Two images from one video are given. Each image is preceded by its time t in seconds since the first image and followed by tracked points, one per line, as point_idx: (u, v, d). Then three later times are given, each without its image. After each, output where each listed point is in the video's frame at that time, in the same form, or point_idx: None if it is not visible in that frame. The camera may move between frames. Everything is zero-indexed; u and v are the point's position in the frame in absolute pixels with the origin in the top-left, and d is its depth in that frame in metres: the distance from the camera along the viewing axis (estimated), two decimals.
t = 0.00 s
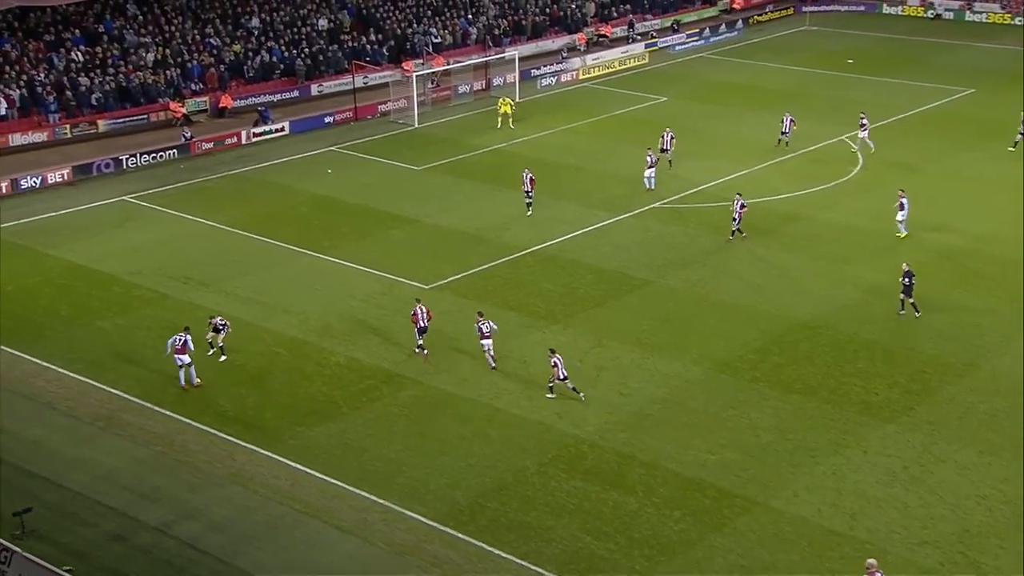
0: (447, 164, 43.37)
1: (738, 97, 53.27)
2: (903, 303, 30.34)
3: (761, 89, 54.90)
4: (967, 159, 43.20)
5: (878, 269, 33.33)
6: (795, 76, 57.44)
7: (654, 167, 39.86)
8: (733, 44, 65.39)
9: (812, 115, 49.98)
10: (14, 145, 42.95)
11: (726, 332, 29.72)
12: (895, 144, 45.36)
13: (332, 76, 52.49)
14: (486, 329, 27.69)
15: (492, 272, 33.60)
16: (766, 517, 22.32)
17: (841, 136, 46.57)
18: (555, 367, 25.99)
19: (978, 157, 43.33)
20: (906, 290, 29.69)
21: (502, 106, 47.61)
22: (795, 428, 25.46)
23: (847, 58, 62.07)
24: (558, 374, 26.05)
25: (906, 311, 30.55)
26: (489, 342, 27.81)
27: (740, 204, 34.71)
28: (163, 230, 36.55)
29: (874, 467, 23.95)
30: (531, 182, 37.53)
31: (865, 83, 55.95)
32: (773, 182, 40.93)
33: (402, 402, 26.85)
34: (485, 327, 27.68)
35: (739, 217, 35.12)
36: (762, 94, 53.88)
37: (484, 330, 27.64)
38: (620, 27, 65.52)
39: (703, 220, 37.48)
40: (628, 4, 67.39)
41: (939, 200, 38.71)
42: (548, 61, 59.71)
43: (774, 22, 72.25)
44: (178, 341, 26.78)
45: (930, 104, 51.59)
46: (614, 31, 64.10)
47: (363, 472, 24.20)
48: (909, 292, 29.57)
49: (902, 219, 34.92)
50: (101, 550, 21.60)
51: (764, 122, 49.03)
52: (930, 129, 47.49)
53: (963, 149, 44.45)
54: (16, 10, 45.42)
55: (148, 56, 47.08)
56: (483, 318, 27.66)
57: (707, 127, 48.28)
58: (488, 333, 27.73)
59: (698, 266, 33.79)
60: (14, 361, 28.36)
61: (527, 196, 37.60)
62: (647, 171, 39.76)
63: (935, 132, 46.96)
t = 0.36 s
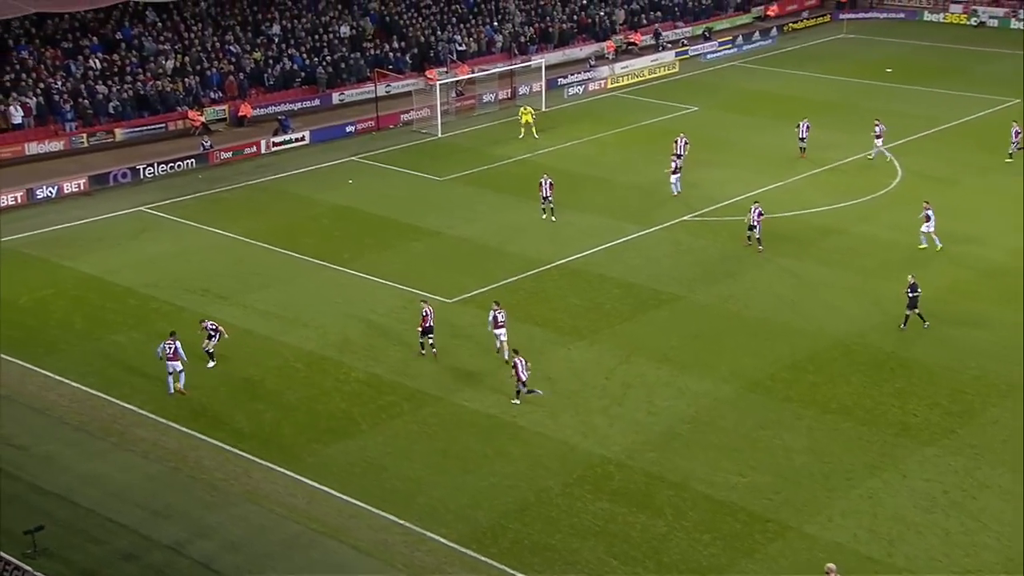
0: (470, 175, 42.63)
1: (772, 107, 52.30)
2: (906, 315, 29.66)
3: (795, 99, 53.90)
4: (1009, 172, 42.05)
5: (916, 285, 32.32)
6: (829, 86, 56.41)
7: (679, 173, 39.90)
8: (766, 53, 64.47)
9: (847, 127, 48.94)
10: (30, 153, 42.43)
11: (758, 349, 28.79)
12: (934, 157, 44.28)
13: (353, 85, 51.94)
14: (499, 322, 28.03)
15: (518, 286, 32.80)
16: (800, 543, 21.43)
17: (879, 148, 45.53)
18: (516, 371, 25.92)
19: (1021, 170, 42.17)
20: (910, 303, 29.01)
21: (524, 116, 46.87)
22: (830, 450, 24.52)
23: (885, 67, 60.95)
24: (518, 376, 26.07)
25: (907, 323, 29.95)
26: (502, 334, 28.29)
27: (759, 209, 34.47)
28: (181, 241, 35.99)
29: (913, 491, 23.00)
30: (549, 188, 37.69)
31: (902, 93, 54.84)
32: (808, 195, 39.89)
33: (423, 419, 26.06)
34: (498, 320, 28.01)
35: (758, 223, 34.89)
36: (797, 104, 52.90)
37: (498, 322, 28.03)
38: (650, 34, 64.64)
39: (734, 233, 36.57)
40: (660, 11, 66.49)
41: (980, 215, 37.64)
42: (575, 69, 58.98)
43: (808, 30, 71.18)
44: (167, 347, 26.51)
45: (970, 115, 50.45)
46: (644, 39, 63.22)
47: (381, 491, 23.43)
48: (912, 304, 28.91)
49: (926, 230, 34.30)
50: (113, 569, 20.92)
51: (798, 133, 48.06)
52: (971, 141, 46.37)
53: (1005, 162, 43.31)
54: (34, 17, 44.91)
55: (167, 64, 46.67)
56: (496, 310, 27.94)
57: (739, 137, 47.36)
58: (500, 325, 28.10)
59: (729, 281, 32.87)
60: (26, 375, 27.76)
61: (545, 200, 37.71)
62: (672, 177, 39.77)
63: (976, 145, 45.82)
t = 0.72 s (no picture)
0: (499, 181, 41.76)
1: (815, 112, 51.06)
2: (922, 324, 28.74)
3: (838, 104, 52.64)
4: None
5: (964, 298, 31.10)
6: (873, 91, 55.07)
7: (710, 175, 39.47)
8: (808, 56, 63.18)
9: (892, 133, 47.63)
10: (50, 157, 42.08)
11: (798, 364, 27.67)
12: (984, 164, 42.92)
13: (380, 88, 51.17)
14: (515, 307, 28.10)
15: (549, 297, 31.86)
16: (843, 569, 20.38)
17: (926, 155, 44.22)
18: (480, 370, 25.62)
19: None
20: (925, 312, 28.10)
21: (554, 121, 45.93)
22: (874, 470, 23.41)
23: (935, 71, 59.49)
24: (483, 376, 25.67)
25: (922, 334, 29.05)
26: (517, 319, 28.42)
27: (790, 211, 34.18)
28: (203, 249, 35.32)
29: (962, 515, 21.87)
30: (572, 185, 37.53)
31: (950, 99, 53.42)
32: (851, 204, 38.74)
33: (449, 434, 25.14)
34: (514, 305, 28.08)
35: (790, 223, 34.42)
36: (840, 109, 51.65)
37: (515, 308, 28.11)
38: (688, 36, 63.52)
39: (774, 243, 35.47)
40: (697, 13, 65.34)
41: None
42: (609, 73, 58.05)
43: (852, 32, 69.71)
44: (168, 348, 26.26)
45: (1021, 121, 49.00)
46: (681, 40, 62.12)
47: (405, 507, 22.55)
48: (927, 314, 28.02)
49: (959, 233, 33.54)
50: None
51: (842, 138, 46.82)
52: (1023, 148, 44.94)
53: None
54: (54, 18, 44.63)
55: (189, 66, 46.14)
56: (512, 296, 28.01)
57: (780, 143, 46.20)
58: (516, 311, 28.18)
59: (767, 292, 31.77)
60: (44, 386, 27.06)
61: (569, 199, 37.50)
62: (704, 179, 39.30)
63: None
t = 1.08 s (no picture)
0: (521, 186, 40.91)
1: (849, 116, 49.94)
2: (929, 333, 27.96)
3: (873, 107, 51.48)
4: None
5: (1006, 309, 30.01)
6: (910, 94, 53.86)
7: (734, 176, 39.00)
8: (842, 57, 61.99)
9: (929, 137, 46.47)
10: (61, 160, 41.56)
11: (830, 378, 26.69)
12: None
13: (399, 90, 50.28)
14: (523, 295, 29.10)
15: (573, 306, 30.97)
16: None
17: (965, 162, 43.04)
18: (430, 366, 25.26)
19: None
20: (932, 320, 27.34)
21: (575, 124, 45.06)
22: (911, 488, 22.43)
23: (979, 73, 58.16)
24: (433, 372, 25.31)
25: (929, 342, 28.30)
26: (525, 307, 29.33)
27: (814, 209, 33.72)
28: (217, 254, 34.64)
29: (1005, 536, 20.87)
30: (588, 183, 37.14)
31: (988, 103, 52.16)
32: (886, 212, 37.67)
33: (469, 447, 24.29)
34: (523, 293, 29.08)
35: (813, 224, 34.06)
36: (876, 113, 50.50)
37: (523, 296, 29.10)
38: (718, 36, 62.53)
39: (807, 250, 34.49)
40: (728, 12, 64.37)
41: None
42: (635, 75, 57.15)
43: (889, 33, 68.42)
44: (179, 347, 26.13)
45: None
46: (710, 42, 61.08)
47: (422, 522, 21.72)
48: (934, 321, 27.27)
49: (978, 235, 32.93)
50: None
51: (878, 144, 45.72)
52: None
53: None
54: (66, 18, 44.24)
55: (204, 67, 45.35)
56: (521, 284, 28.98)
57: (813, 149, 45.13)
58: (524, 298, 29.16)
59: (799, 303, 30.80)
60: (52, 395, 26.39)
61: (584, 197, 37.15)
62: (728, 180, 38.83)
63: None
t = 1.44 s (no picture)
0: (536, 188, 40.05)
1: (875, 116, 48.93)
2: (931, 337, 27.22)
3: (901, 107, 50.45)
4: None
5: None
6: (937, 94, 52.79)
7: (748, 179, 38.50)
8: (868, 56, 60.90)
9: (959, 138, 45.43)
10: (62, 160, 40.91)
11: (856, 387, 25.78)
12: None
13: (410, 88, 49.67)
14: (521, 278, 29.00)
15: (591, 312, 30.10)
16: None
17: (996, 164, 41.98)
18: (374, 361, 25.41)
19: None
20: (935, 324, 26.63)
21: (592, 124, 44.24)
22: (942, 502, 21.51)
23: (1012, 72, 57.02)
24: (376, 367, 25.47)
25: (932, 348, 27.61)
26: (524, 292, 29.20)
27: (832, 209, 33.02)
28: (223, 257, 33.90)
29: None
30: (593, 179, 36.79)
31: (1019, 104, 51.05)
32: (914, 215, 36.70)
33: (481, 458, 23.45)
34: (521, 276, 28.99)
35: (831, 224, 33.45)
36: (903, 113, 49.50)
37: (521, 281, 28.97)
38: (740, 34, 61.54)
39: (833, 256, 33.58)
40: (750, 10, 63.52)
41: None
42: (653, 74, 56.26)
43: (918, 30, 67.23)
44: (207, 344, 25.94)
45: None
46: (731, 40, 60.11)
47: (432, 536, 20.90)
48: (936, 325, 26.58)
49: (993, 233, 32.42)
50: None
51: (906, 145, 44.73)
52: None
53: None
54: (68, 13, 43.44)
55: (210, 64, 44.51)
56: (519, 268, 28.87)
57: (838, 150, 44.15)
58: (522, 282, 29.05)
59: (823, 309, 29.88)
60: (50, 402, 25.68)
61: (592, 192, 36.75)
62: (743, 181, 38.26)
63: None
